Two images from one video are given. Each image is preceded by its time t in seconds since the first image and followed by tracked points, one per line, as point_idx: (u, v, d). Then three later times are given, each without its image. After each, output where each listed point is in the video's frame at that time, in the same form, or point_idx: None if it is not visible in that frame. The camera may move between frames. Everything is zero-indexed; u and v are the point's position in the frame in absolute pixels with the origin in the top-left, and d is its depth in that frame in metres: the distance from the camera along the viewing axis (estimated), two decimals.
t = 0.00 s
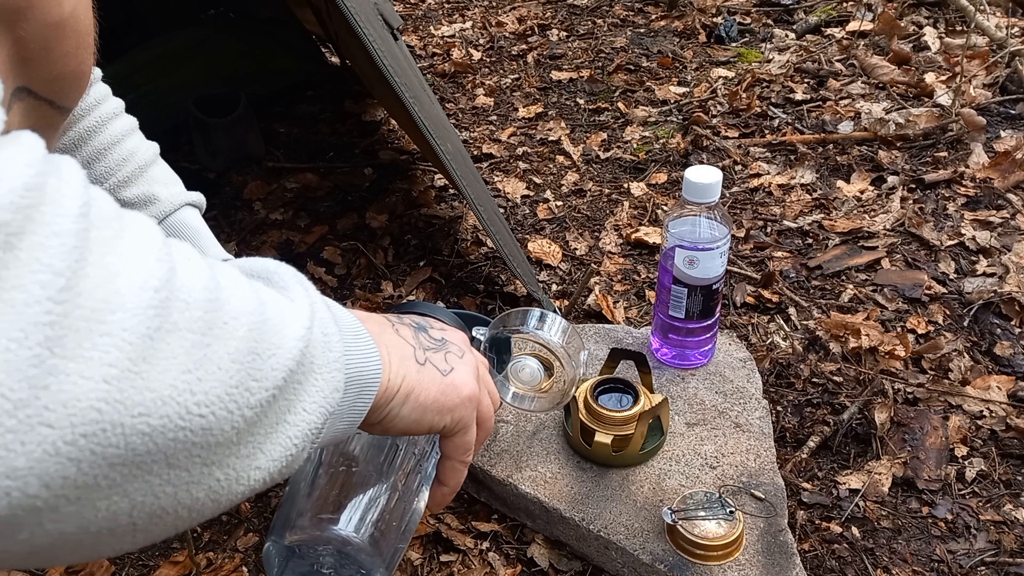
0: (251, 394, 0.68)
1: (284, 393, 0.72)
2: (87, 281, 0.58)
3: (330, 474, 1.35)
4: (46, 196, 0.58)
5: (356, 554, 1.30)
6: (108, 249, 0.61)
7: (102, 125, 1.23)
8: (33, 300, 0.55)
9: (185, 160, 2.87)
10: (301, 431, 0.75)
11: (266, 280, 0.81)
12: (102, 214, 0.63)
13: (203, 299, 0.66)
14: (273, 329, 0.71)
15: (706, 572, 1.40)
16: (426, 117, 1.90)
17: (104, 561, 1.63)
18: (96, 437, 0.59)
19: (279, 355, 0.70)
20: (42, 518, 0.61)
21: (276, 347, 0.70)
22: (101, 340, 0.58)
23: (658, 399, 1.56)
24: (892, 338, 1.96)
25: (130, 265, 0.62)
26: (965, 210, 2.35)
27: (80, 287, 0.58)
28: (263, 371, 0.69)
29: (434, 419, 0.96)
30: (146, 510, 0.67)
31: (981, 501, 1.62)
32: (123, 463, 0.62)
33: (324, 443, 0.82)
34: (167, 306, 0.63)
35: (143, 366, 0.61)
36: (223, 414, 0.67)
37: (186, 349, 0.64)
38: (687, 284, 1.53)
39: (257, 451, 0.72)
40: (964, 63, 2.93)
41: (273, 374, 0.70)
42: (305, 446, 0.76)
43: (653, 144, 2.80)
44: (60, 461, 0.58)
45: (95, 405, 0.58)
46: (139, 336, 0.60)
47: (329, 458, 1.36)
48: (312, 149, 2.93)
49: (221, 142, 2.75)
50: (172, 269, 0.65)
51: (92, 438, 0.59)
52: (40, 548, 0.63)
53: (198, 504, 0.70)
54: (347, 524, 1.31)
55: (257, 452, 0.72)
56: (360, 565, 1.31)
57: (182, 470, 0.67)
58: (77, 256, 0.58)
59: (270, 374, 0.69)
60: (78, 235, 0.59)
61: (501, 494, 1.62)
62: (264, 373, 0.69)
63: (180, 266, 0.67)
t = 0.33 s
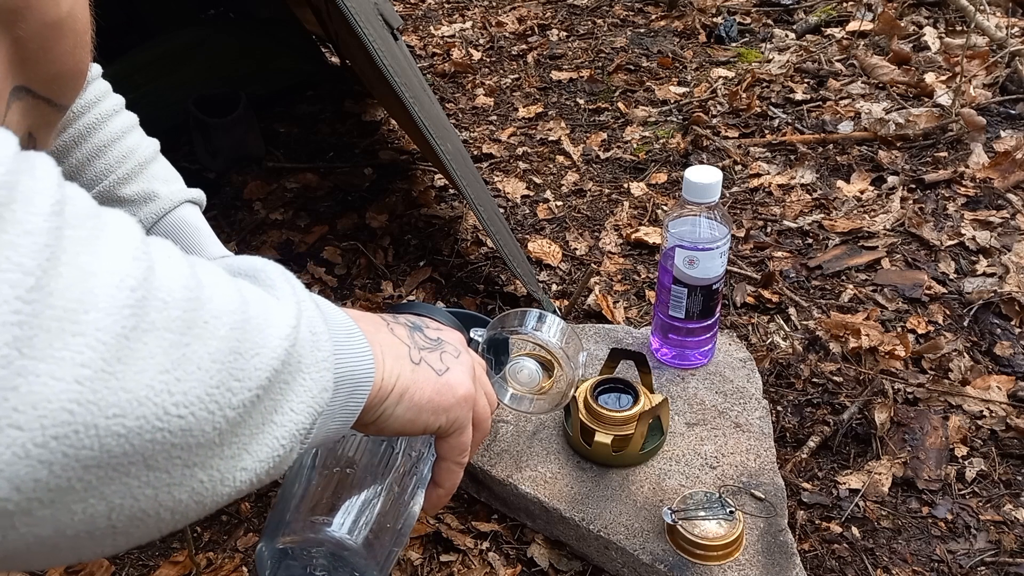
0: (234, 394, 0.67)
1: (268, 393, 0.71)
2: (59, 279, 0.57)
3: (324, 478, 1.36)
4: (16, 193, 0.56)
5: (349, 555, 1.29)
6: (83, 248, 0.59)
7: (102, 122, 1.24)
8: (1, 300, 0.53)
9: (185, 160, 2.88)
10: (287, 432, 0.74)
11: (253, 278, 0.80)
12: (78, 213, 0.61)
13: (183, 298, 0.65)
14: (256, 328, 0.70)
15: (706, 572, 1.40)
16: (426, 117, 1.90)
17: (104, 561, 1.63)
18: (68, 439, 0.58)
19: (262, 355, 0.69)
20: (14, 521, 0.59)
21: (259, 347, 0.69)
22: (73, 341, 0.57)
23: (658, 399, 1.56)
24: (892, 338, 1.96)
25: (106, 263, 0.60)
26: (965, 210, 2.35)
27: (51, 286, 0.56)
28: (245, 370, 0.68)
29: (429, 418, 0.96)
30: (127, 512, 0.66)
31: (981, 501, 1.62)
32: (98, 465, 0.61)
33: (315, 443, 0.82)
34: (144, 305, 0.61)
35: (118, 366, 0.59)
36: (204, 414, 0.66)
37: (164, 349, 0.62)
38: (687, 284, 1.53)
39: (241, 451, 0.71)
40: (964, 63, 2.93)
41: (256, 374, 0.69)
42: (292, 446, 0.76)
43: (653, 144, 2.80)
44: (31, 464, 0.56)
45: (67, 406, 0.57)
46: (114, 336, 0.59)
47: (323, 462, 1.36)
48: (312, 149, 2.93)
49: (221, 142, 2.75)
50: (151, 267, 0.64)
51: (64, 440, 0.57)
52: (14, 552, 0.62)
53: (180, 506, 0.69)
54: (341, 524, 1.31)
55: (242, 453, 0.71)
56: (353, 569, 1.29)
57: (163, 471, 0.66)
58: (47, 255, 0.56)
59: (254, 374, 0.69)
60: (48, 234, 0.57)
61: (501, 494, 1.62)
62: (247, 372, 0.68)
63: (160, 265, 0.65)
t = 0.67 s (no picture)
0: (230, 393, 0.67)
1: (264, 392, 0.71)
2: (49, 276, 0.56)
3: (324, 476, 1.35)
4: (5, 190, 0.55)
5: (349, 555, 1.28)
6: (72, 246, 0.59)
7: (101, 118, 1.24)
8: None
9: (185, 160, 2.88)
10: (284, 431, 0.74)
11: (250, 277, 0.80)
12: (67, 211, 0.60)
13: (176, 295, 0.64)
14: (251, 327, 0.70)
15: (706, 572, 1.40)
16: (426, 116, 1.90)
17: (103, 561, 1.63)
18: (60, 438, 0.57)
19: (257, 353, 0.69)
20: (5, 521, 0.58)
21: (254, 345, 0.69)
22: (65, 339, 0.56)
23: (658, 399, 1.56)
24: (892, 338, 1.96)
25: (97, 260, 0.59)
26: (965, 210, 2.35)
27: (42, 283, 0.55)
28: (241, 368, 0.68)
29: (427, 417, 0.96)
30: (121, 512, 0.65)
31: (981, 501, 1.62)
32: (91, 464, 0.60)
33: (313, 442, 0.82)
34: (136, 303, 0.61)
35: (110, 364, 0.59)
36: (198, 412, 0.65)
37: (158, 347, 0.62)
38: (687, 284, 1.53)
39: (237, 450, 0.71)
40: (964, 63, 2.93)
41: (251, 372, 0.69)
42: (289, 445, 0.76)
43: (653, 144, 2.80)
44: (22, 463, 0.56)
45: (58, 405, 0.56)
46: (107, 334, 0.58)
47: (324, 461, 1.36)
48: (312, 148, 2.93)
49: (221, 142, 2.75)
50: (144, 265, 0.63)
51: (56, 439, 0.57)
52: (6, 552, 0.61)
53: (176, 505, 0.69)
54: (340, 525, 1.29)
55: (239, 451, 0.71)
56: (354, 568, 1.29)
57: (157, 470, 0.66)
58: (36, 251, 0.55)
59: (249, 372, 0.69)
60: (37, 230, 0.56)
61: (501, 494, 1.62)
62: (242, 370, 0.68)
63: (152, 262, 0.65)
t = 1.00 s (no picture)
0: (230, 394, 0.67)
1: (265, 394, 0.71)
2: (46, 274, 0.56)
3: (325, 481, 1.34)
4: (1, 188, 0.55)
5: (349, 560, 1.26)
6: (70, 245, 0.58)
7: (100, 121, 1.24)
8: None
9: (185, 160, 2.88)
10: (285, 433, 0.74)
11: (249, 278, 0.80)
12: (64, 209, 0.60)
13: (175, 295, 0.64)
14: (251, 327, 0.70)
15: (706, 572, 1.40)
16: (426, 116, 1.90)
17: (103, 561, 1.63)
18: (57, 440, 0.57)
19: (257, 354, 0.69)
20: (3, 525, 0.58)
21: (254, 346, 0.69)
22: (62, 339, 0.56)
23: (658, 399, 1.56)
24: (892, 338, 1.96)
25: (95, 260, 0.59)
26: (965, 210, 2.35)
27: (39, 282, 0.55)
28: (241, 369, 0.68)
29: (429, 419, 0.96)
30: (121, 516, 0.65)
31: (981, 501, 1.62)
32: (90, 466, 0.60)
33: (314, 446, 0.82)
34: (135, 303, 0.61)
35: (108, 364, 0.58)
36: (199, 414, 0.65)
37: (157, 347, 0.62)
38: (687, 284, 1.53)
39: (238, 452, 0.71)
40: (964, 63, 2.93)
41: (252, 373, 0.69)
42: (290, 448, 0.76)
43: (653, 144, 2.80)
44: (19, 465, 0.55)
45: (55, 406, 0.56)
46: (105, 334, 0.58)
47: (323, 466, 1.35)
48: (312, 148, 2.93)
49: (221, 142, 2.75)
50: (143, 264, 0.63)
51: (53, 441, 0.56)
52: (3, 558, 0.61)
53: (175, 509, 0.69)
54: (344, 529, 1.28)
55: (240, 454, 0.71)
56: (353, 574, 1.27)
57: (157, 473, 0.65)
58: (33, 250, 0.55)
59: (250, 373, 0.68)
60: (35, 228, 0.56)
61: (501, 493, 1.62)
62: (242, 371, 0.68)
63: (151, 262, 0.65)
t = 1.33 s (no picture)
0: (225, 401, 0.67)
1: (261, 401, 0.71)
2: (35, 279, 0.56)
3: (325, 490, 1.33)
4: None
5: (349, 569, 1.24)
6: (62, 248, 0.59)
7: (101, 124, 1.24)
8: None
9: (185, 160, 2.88)
10: (283, 440, 0.74)
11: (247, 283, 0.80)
12: (56, 212, 0.60)
13: (169, 301, 0.64)
14: (247, 332, 0.70)
15: (706, 572, 1.40)
16: (426, 116, 1.90)
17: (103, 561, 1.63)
18: (45, 448, 0.56)
19: (253, 360, 0.69)
20: None
21: (250, 352, 0.69)
22: (52, 345, 0.56)
23: (658, 399, 1.57)
24: (892, 338, 1.96)
25: (87, 264, 0.59)
26: (965, 210, 2.35)
27: (28, 286, 0.55)
28: (236, 375, 0.68)
29: (430, 426, 0.96)
30: (113, 526, 0.65)
31: (981, 501, 1.62)
32: (81, 475, 0.60)
33: (314, 452, 0.82)
34: (127, 308, 0.61)
35: (99, 371, 0.58)
36: (192, 422, 0.65)
37: (149, 354, 0.62)
38: (687, 284, 1.53)
39: (235, 460, 0.71)
40: (964, 63, 2.93)
41: (248, 379, 0.69)
42: (288, 455, 0.76)
43: (653, 144, 2.80)
44: (7, 474, 0.55)
45: (44, 414, 0.56)
46: (95, 341, 0.58)
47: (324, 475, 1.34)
48: (312, 149, 2.93)
49: (221, 142, 2.75)
50: (136, 269, 0.63)
51: (42, 449, 0.56)
52: None
53: (170, 517, 0.69)
54: (345, 538, 1.27)
55: (235, 462, 0.71)
56: None
57: (150, 482, 0.65)
58: (22, 255, 0.55)
59: (245, 379, 0.68)
60: (24, 232, 0.56)
61: (501, 494, 1.62)
62: (238, 378, 0.68)
63: (145, 267, 0.65)
